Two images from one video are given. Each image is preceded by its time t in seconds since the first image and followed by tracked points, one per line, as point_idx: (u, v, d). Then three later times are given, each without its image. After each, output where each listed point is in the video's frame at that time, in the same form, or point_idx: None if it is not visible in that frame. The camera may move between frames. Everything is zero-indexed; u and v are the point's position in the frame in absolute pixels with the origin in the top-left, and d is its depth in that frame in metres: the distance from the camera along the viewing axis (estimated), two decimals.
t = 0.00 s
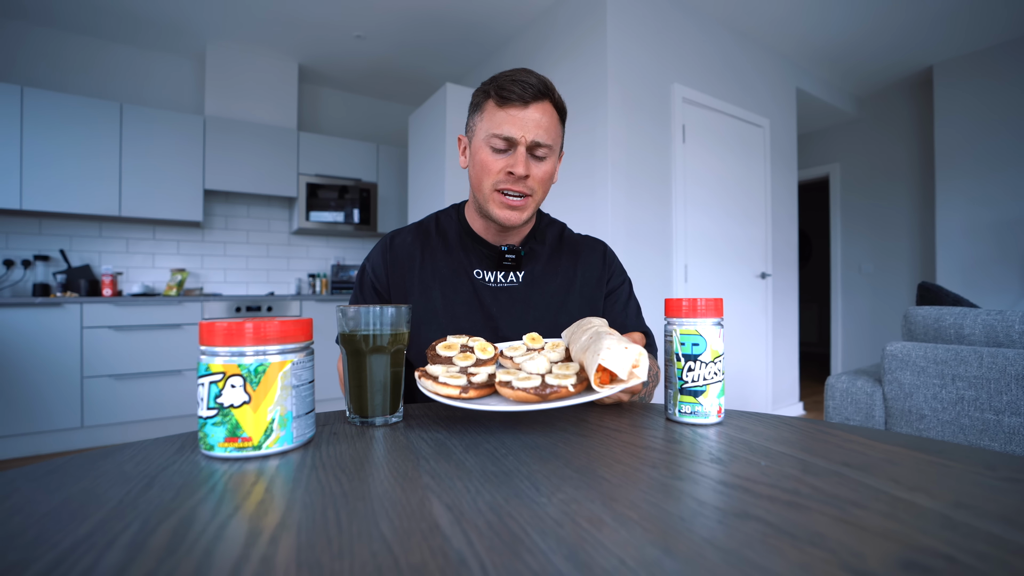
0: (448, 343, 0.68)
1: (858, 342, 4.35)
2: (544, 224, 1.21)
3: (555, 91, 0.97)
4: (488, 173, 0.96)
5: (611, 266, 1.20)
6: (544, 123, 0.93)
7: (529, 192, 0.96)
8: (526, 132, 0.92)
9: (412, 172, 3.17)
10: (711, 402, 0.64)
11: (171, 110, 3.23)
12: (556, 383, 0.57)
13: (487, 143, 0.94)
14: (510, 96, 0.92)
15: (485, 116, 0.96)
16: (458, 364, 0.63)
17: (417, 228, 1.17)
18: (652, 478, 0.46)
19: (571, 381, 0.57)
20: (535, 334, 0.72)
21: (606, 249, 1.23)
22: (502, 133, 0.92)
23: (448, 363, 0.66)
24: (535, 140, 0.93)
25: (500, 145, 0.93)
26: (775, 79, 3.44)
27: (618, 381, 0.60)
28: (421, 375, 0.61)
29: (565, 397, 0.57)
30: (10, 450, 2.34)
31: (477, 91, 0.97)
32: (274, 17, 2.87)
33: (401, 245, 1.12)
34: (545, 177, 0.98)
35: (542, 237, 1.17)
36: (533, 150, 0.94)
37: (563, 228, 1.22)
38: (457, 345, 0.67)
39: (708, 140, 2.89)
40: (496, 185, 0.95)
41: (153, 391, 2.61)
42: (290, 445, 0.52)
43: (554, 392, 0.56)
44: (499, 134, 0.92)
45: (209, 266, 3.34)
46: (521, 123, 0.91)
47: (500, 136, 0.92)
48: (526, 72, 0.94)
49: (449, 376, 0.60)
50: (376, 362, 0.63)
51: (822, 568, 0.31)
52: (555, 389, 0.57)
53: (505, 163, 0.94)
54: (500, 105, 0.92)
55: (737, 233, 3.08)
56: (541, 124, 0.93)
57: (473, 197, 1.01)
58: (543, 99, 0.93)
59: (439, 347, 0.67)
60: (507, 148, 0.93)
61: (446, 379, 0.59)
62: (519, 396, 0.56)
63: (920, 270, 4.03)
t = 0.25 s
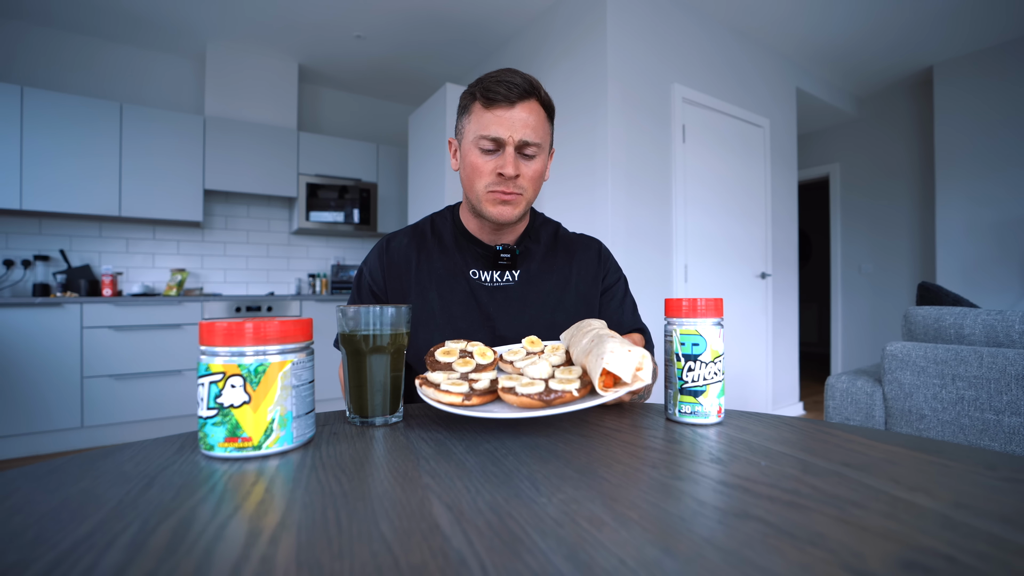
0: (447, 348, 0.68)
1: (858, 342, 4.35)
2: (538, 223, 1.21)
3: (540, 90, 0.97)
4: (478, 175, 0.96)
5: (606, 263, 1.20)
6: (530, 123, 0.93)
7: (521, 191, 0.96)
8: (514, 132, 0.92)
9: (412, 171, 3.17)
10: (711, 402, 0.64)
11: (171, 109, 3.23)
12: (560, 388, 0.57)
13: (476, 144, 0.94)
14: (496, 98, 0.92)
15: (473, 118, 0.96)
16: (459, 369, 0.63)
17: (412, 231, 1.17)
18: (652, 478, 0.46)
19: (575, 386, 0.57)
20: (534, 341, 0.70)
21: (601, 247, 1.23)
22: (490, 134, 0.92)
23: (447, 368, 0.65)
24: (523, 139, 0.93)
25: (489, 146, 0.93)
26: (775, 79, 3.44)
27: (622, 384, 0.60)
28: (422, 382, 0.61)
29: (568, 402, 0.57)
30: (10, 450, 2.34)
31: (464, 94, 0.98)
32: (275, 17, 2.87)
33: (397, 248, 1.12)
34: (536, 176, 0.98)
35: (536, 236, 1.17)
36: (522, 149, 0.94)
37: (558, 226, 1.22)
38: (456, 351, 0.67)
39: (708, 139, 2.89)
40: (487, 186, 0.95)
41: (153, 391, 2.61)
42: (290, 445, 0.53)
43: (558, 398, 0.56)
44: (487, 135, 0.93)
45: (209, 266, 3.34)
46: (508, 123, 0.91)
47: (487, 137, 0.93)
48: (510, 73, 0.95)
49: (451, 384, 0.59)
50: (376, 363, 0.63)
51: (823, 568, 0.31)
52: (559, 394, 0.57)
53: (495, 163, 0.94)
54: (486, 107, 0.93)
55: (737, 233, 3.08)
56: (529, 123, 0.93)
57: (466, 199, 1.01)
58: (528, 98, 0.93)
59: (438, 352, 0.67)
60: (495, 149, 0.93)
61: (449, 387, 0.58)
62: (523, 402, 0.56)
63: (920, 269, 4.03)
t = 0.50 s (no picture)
0: (440, 365, 0.68)
1: (859, 342, 4.35)
2: (534, 222, 1.21)
3: (524, 86, 0.96)
4: (469, 177, 0.96)
5: (603, 260, 1.20)
6: (516, 121, 0.93)
7: (513, 189, 0.96)
8: (500, 131, 0.92)
9: (412, 171, 3.17)
10: (711, 402, 0.64)
11: (171, 109, 3.23)
12: (558, 404, 0.56)
13: (464, 147, 0.94)
14: (479, 99, 0.91)
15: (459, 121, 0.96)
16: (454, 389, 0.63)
17: (410, 233, 1.17)
18: (652, 478, 0.46)
19: (574, 401, 0.56)
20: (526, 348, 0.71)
21: (598, 244, 1.22)
22: (477, 137, 0.92)
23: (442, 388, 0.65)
24: (511, 138, 0.92)
25: (477, 148, 0.93)
26: (775, 79, 3.44)
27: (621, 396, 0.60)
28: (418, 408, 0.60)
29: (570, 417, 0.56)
30: (10, 450, 2.34)
31: (448, 98, 0.98)
32: (274, 17, 2.87)
33: (394, 250, 1.12)
34: (527, 172, 0.98)
35: (532, 235, 1.17)
36: (510, 147, 0.93)
37: (554, 225, 1.22)
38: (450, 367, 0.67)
39: (708, 139, 2.89)
40: (479, 188, 0.96)
41: (153, 391, 2.61)
42: (290, 445, 0.53)
43: (558, 415, 0.55)
44: (474, 138, 0.93)
45: (209, 266, 3.34)
46: (494, 124, 0.91)
47: (475, 140, 0.93)
48: (492, 72, 0.94)
49: (448, 407, 0.58)
50: (376, 363, 0.63)
51: (823, 568, 0.31)
52: (558, 410, 0.56)
53: (484, 164, 0.94)
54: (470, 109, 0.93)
55: (737, 233, 3.08)
56: (515, 121, 0.93)
57: (459, 202, 1.02)
58: (512, 96, 0.93)
59: (432, 371, 0.66)
60: (484, 150, 0.94)
61: (445, 410, 0.57)
62: (522, 422, 0.55)
63: (920, 269, 4.03)
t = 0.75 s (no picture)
0: (439, 376, 0.67)
1: (858, 342, 4.35)
2: (531, 221, 1.20)
3: (504, 85, 0.96)
4: (453, 180, 0.97)
5: (601, 259, 1.19)
6: (494, 121, 0.92)
7: (496, 189, 0.96)
8: (479, 132, 0.92)
9: (412, 171, 3.17)
10: (711, 402, 0.64)
11: (171, 109, 3.23)
12: (554, 412, 0.56)
13: (445, 150, 0.95)
14: (456, 102, 0.92)
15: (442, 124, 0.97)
16: (451, 399, 0.62)
17: (408, 234, 1.17)
18: (652, 478, 0.46)
19: (571, 409, 0.57)
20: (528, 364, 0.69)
21: (596, 242, 1.21)
22: (457, 139, 0.93)
23: (440, 397, 0.64)
24: (490, 138, 0.92)
25: (457, 151, 0.94)
26: (775, 79, 3.44)
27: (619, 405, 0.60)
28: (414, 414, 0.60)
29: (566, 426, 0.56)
30: (10, 450, 2.34)
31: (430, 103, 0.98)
32: (274, 17, 2.87)
33: (393, 252, 1.12)
34: (511, 170, 0.97)
35: (529, 234, 1.16)
36: (490, 147, 0.93)
37: (551, 225, 1.21)
38: (449, 378, 0.67)
39: (708, 139, 2.90)
40: (463, 190, 0.96)
41: (153, 391, 2.61)
42: (290, 445, 0.52)
43: (555, 422, 0.55)
44: (454, 141, 0.93)
45: (209, 266, 3.34)
46: (472, 125, 0.91)
47: (454, 143, 0.93)
48: (469, 74, 0.94)
49: (444, 413, 0.58)
50: (376, 363, 0.63)
51: (823, 568, 0.31)
52: (555, 418, 0.56)
53: (465, 166, 0.94)
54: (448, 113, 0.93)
55: (737, 233, 3.08)
56: (493, 121, 0.92)
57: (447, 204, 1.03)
58: (490, 95, 0.92)
59: (430, 382, 0.66)
60: (464, 152, 0.94)
61: (441, 416, 0.57)
62: (518, 429, 0.54)
63: (920, 269, 4.03)
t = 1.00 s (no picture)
0: (445, 378, 0.67)
1: (858, 342, 4.35)
2: (531, 220, 1.20)
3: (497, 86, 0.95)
4: (448, 184, 0.98)
5: (601, 258, 1.19)
6: (487, 124, 0.92)
7: (492, 191, 0.96)
8: (473, 136, 0.92)
9: (412, 171, 3.18)
10: (711, 402, 0.64)
11: (171, 109, 3.23)
12: (557, 417, 0.55)
13: (440, 155, 0.95)
14: (449, 106, 0.91)
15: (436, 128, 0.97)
16: (455, 399, 0.62)
17: (408, 235, 1.17)
18: (651, 478, 0.47)
19: (574, 417, 0.56)
20: (537, 377, 0.67)
21: (596, 242, 1.21)
22: (451, 144, 0.93)
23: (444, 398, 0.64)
24: (484, 141, 0.92)
25: (452, 155, 0.94)
26: (775, 79, 3.44)
27: (621, 418, 0.60)
28: (418, 409, 0.61)
29: (566, 434, 0.55)
30: (9, 450, 2.34)
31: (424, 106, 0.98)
32: (275, 17, 2.87)
33: (392, 252, 1.13)
34: (507, 172, 0.97)
35: (528, 233, 1.15)
36: (484, 150, 0.93)
37: (550, 225, 1.20)
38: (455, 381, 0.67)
39: (708, 139, 2.89)
40: (458, 193, 0.97)
41: (153, 391, 2.61)
42: (290, 445, 0.52)
43: (555, 428, 0.54)
44: (448, 145, 0.93)
45: (209, 266, 3.34)
46: (465, 129, 0.91)
47: (448, 147, 0.93)
48: (461, 77, 0.93)
49: (446, 410, 0.58)
50: (376, 363, 0.63)
51: (823, 568, 0.31)
52: (556, 424, 0.55)
53: (460, 170, 0.94)
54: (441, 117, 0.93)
55: (737, 233, 3.08)
56: (487, 124, 0.92)
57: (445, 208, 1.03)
58: (483, 98, 0.92)
59: (436, 381, 0.66)
60: (459, 156, 0.94)
61: (443, 412, 0.58)
62: (519, 431, 0.54)
63: (920, 269, 4.03)
